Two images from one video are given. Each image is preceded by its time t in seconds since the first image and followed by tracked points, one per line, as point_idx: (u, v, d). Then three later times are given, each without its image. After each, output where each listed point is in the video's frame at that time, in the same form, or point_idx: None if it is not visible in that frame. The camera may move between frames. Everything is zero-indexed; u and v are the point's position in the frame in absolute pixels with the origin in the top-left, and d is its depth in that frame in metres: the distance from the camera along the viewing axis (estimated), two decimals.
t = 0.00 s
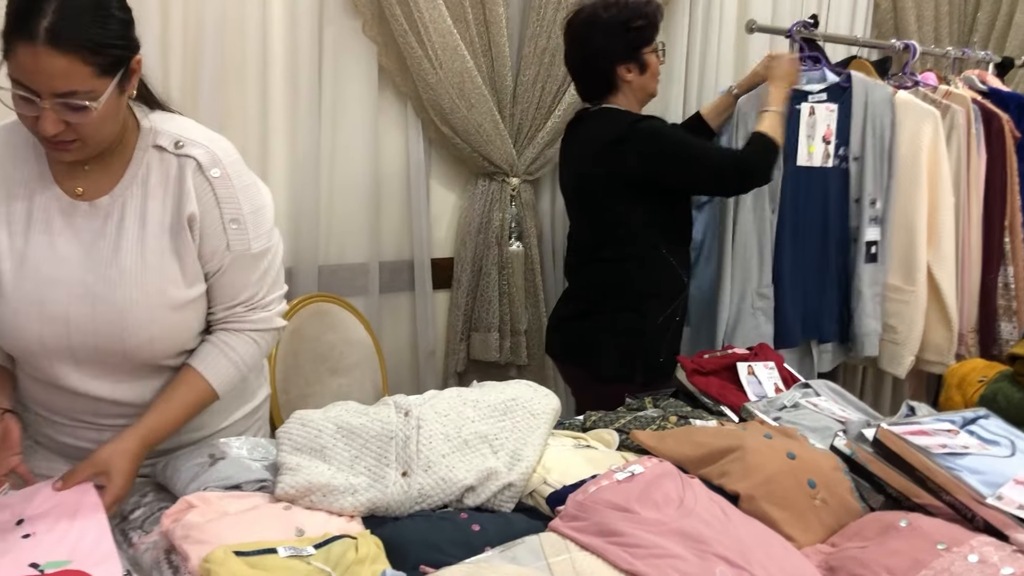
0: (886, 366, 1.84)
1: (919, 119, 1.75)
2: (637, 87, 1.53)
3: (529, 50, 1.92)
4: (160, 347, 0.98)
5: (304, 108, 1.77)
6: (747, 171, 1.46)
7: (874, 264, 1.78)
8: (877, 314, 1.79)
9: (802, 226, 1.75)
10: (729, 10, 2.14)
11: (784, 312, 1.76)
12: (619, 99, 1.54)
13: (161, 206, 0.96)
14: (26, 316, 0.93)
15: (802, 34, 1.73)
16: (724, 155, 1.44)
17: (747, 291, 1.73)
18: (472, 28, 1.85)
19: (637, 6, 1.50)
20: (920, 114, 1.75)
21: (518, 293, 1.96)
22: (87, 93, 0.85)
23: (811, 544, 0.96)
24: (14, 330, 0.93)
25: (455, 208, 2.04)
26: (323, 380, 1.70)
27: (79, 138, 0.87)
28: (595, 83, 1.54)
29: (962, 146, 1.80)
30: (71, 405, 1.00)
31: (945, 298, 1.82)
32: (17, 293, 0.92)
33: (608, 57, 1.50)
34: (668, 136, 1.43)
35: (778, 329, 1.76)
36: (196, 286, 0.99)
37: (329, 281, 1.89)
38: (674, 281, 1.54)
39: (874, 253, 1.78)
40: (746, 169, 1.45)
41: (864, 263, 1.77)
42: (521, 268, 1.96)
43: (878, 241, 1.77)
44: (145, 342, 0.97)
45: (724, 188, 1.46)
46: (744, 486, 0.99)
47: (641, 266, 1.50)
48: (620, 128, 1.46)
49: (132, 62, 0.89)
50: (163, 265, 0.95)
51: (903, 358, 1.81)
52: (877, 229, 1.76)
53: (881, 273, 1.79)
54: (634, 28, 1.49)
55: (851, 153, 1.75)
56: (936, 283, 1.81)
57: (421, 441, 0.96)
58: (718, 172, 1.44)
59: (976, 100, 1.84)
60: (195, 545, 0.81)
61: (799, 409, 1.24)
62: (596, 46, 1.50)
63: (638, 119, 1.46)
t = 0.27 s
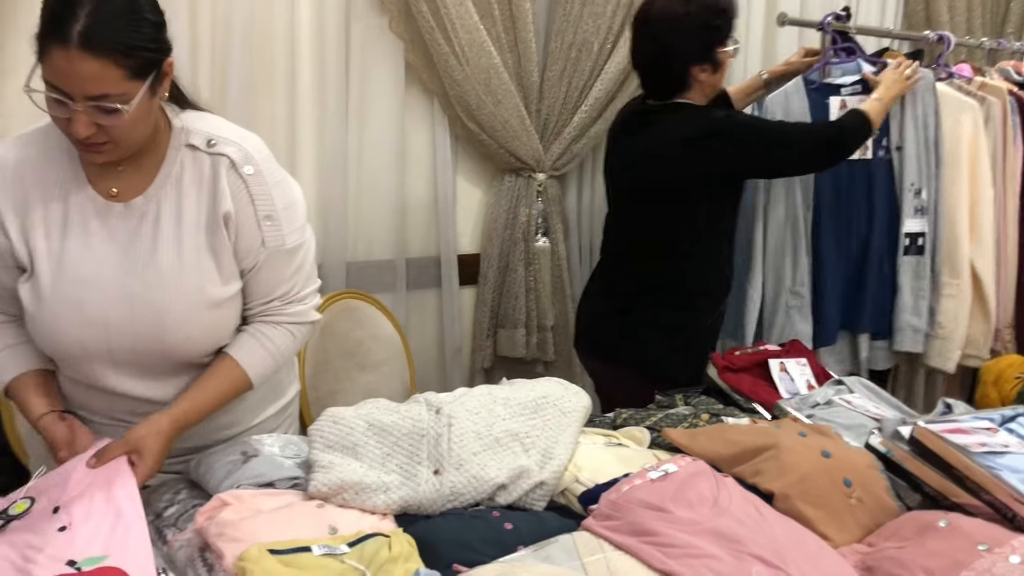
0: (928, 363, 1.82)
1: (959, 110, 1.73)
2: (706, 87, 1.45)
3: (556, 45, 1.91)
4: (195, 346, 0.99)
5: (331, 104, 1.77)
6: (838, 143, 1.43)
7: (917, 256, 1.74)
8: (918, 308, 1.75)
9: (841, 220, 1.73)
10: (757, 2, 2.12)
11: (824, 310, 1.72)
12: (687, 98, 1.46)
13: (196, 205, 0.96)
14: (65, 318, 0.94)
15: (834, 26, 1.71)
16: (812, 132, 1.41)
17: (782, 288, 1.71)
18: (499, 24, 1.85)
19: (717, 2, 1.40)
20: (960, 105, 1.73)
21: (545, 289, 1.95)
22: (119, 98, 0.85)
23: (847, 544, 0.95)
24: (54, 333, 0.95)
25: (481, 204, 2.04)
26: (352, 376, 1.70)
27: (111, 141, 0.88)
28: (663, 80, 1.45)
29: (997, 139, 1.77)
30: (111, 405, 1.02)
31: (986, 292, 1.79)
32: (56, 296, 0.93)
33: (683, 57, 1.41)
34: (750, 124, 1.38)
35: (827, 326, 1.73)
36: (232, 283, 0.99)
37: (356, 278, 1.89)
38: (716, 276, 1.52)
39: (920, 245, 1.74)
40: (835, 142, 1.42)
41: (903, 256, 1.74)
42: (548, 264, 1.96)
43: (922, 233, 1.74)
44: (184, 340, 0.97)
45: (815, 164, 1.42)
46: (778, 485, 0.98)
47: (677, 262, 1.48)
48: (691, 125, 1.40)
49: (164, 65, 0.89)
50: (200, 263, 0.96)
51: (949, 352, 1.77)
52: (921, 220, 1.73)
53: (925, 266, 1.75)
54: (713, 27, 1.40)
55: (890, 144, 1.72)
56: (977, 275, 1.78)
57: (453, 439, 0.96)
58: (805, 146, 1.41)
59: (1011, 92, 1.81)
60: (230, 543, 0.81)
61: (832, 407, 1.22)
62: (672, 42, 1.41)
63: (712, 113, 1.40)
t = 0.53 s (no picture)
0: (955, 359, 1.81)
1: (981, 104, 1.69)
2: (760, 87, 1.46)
3: (573, 44, 1.91)
4: (226, 351, 1.00)
5: (348, 108, 1.77)
6: (892, 123, 1.41)
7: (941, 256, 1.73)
8: (947, 306, 1.73)
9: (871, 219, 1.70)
10: None
11: (846, 312, 1.71)
12: (740, 98, 1.46)
13: (225, 211, 0.97)
14: (98, 326, 0.95)
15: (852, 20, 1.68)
16: (869, 118, 1.40)
17: (793, 289, 1.71)
18: (515, 24, 1.85)
19: (780, 2, 1.39)
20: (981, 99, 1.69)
21: (564, 289, 1.95)
22: (150, 105, 0.86)
23: (872, 543, 0.94)
24: (87, 340, 0.95)
25: (499, 205, 2.04)
26: (373, 378, 1.71)
27: (141, 149, 0.89)
28: (716, 82, 1.44)
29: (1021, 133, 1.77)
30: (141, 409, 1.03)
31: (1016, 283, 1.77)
32: (88, 305, 0.94)
33: (745, 62, 1.40)
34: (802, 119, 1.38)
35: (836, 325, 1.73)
36: (262, 286, 1.00)
37: (376, 280, 1.90)
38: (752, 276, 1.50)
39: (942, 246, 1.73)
40: (889, 123, 1.41)
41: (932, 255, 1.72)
42: (567, 262, 1.95)
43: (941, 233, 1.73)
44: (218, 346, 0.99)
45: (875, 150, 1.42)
46: (802, 483, 0.97)
47: (700, 262, 1.47)
48: (744, 127, 1.39)
49: (193, 73, 0.90)
50: (230, 268, 0.97)
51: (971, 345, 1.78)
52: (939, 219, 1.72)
53: (948, 264, 1.74)
54: (777, 29, 1.39)
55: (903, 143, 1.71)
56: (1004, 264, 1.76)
57: (476, 440, 0.96)
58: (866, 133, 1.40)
59: None
60: (255, 546, 0.82)
61: (856, 404, 1.21)
62: (734, 46, 1.39)
63: (762, 113, 1.39)
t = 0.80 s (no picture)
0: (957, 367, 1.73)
1: (983, 107, 1.66)
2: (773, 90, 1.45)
3: (575, 49, 1.91)
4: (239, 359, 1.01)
5: (352, 115, 1.77)
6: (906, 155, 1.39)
7: (918, 267, 1.62)
8: (925, 321, 1.63)
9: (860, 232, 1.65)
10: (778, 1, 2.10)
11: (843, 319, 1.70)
12: (752, 102, 1.45)
13: (240, 223, 0.98)
14: (114, 335, 0.95)
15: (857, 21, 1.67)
16: (885, 144, 1.37)
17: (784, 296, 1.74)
18: (517, 29, 1.84)
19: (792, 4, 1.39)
20: (984, 102, 1.66)
21: (570, 294, 1.94)
22: (207, 101, 0.89)
23: (881, 550, 0.93)
24: (101, 347, 0.96)
25: (503, 210, 2.03)
26: (378, 386, 1.70)
27: (190, 152, 0.91)
28: (731, 85, 1.43)
29: None
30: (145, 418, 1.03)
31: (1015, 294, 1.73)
32: (106, 313, 0.94)
33: (762, 64, 1.39)
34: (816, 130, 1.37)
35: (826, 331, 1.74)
36: (275, 298, 1.02)
37: (381, 287, 1.89)
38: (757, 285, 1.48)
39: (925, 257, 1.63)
40: (904, 156, 1.39)
41: (910, 265, 1.62)
42: (572, 268, 1.95)
43: (920, 242, 1.63)
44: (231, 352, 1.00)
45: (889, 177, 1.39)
46: (810, 490, 0.97)
47: (706, 267, 1.47)
48: (759, 133, 1.38)
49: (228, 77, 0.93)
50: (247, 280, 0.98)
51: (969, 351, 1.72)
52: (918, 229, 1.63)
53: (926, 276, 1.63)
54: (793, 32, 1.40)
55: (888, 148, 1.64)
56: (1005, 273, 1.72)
57: (481, 450, 0.95)
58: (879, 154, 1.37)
59: None
60: (259, 559, 0.81)
61: (863, 409, 1.21)
62: (750, 50, 1.38)
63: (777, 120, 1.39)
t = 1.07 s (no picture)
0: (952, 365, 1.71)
1: (980, 114, 1.65)
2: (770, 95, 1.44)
3: (574, 57, 1.91)
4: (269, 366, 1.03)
5: (351, 121, 1.77)
6: (904, 149, 1.40)
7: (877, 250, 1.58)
8: (875, 304, 1.58)
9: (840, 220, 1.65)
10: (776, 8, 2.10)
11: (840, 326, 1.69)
12: (747, 108, 1.45)
13: (280, 241, 1.01)
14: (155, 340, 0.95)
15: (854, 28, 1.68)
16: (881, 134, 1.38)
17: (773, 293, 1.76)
18: (515, 38, 1.84)
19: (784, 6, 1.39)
20: (980, 109, 1.66)
21: (569, 302, 1.94)
22: (270, 108, 0.89)
23: (885, 559, 0.93)
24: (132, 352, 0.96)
25: (502, 218, 2.03)
26: (378, 395, 1.70)
27: (246, 159, 0.91)
28: (726, 90, 1.43)
29: None
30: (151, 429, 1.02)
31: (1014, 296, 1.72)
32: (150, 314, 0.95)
33: (757, 68, 1.39)
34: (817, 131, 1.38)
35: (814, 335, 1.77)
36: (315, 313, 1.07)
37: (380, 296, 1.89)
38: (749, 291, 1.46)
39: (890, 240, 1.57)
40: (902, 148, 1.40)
41: (869, 246, 1.60)
42: (571, 276, 1.95)
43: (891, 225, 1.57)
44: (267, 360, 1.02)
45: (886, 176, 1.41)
46: (813, 499, 0.96)
47: (706, 275, 1.46)
48: (755, 137, 1.38)
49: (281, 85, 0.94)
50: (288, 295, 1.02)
51: (967, 356, 1.70)
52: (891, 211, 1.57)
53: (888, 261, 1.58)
54: (788, 36, 1.39)
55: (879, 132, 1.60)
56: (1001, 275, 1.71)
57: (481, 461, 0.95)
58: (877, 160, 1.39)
59: None
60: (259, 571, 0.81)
61: (865, 417, 1.20)
62: (745, 54, 1.38)
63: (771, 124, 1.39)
